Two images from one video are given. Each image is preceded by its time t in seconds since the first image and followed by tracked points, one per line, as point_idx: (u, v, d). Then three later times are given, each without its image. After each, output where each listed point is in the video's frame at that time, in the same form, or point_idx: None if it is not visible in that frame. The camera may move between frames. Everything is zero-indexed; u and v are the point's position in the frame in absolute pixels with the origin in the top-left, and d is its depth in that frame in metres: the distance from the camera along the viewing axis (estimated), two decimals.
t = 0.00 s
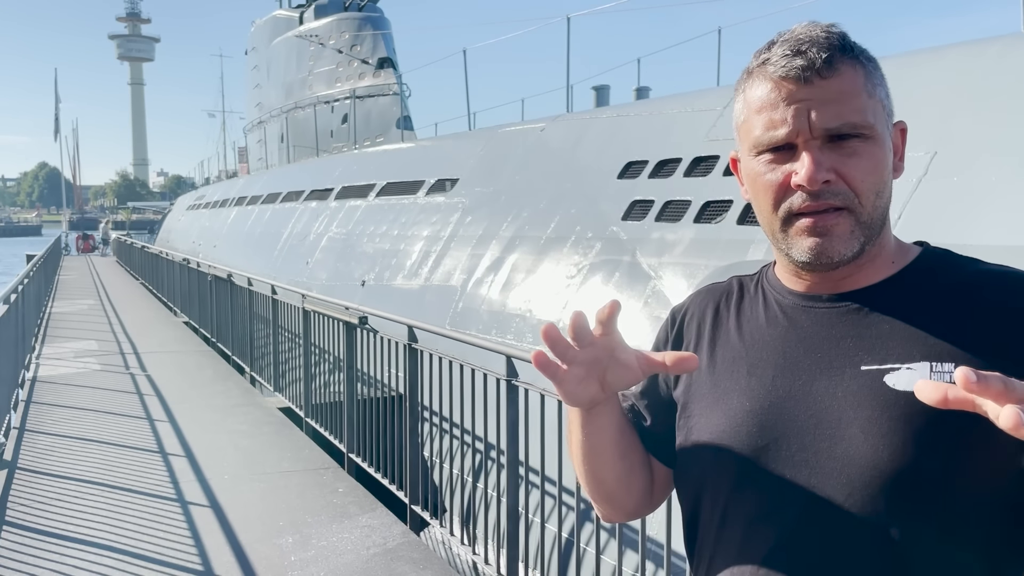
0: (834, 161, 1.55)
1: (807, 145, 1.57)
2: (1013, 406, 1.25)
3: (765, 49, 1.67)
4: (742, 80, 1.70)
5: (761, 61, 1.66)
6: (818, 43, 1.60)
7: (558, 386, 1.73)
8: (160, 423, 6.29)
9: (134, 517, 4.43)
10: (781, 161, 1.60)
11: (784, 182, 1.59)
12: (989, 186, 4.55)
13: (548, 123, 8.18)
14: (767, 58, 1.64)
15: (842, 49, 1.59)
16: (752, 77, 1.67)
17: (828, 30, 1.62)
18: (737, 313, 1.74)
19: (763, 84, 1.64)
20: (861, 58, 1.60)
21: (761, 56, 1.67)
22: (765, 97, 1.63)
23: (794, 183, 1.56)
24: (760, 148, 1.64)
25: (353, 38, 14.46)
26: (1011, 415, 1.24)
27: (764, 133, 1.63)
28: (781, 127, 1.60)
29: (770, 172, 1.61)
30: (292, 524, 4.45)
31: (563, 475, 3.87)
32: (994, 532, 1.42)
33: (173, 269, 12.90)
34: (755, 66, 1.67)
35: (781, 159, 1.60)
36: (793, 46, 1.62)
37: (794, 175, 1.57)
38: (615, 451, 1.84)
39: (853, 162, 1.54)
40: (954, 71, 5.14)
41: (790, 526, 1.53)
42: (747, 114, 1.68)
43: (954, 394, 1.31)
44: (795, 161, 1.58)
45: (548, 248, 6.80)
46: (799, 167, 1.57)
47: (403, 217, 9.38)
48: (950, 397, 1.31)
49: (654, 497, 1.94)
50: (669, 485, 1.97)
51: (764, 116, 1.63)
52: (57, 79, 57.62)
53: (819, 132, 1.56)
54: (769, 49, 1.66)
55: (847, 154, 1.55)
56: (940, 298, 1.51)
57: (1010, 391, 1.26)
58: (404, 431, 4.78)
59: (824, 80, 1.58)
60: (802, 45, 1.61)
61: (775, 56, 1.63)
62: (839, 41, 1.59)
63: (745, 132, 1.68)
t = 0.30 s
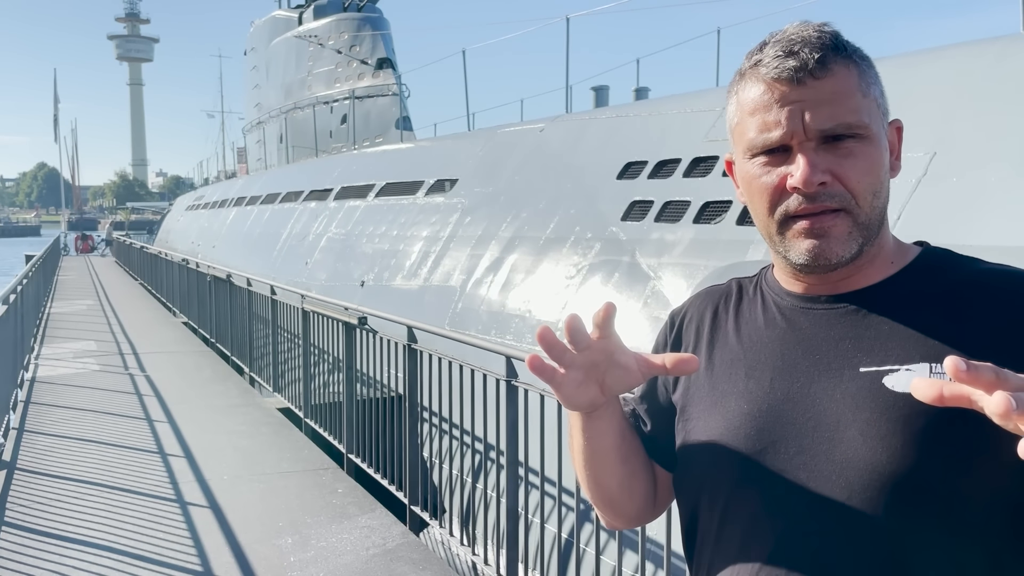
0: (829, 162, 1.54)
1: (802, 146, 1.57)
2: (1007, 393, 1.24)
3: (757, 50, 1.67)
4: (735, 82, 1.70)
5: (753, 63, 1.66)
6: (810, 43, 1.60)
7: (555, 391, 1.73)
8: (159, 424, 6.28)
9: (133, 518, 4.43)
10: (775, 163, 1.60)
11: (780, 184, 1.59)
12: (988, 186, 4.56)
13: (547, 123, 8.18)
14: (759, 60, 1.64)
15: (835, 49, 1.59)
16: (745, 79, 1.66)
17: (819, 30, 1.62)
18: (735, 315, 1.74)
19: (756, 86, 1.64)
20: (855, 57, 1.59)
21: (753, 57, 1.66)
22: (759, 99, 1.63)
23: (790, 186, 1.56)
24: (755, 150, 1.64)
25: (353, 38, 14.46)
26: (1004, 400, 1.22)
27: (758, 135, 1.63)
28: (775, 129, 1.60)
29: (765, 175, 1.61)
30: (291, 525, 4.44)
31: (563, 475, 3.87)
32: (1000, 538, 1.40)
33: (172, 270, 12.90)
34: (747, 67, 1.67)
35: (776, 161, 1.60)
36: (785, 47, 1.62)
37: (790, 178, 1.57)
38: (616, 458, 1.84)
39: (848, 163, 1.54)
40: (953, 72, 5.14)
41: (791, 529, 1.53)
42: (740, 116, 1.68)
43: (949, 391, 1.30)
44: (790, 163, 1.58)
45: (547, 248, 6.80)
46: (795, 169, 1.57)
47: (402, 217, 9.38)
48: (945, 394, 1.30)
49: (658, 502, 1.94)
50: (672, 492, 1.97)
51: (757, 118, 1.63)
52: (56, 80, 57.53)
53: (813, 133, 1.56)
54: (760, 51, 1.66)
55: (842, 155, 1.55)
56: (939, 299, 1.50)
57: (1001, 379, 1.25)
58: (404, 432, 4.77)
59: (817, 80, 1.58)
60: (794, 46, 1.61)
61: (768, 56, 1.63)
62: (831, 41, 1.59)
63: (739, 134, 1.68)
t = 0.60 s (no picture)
0: (821, 166, 1.55)
1: (793, 150, 1.57)
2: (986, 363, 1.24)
3: (746, 53, 1.68)
4: (725, 85, 1.71)
5: (743, 65, 1.66)
6: (799, 44, 1.60)
7: (551, 393, 1.72)
8: (159, 425, 6.28)
9: (132, 519, 4.43)
10: (766, 168, 1.61)
11: (772, 188, 1.59)
12: (987, 187, 4.56)
13: (546, 124, 8.18)
14: (748, 62, 1.65)
15: (825, 50, 1.59)
16: (734, 82, 1.67)
17: (808, 31, 1.62)
18: (728, 318, 1.75)
19: (746, 89, 1.64)
20: (846, 57, 1.59)
21: (742, 60, 1.67)
22: (749, 102, 1.64)
23: (782, 190, 1.57)
24: (746, 155, 1.64)
25: (352, 39, 14.47)
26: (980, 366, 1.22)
27: (749, 139, 1.63)
28: (765, 132, 1.60)
29: (757, 179, 1.62)
30: (291, 526, 4.44)
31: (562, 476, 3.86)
32: (998, 541, 1.40)
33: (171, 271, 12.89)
34: (736, 70, 1.67)
35: (767, 165, 1.61)
36: (774, 49, 1.62)
37: (782, 182, 1.57)
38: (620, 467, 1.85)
39: (841, 166, 1.54)
40: (952, 73, 5.14)
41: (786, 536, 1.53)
42: (731, 120, 1.68)
43: (935, 372, 1.28)
44: (782, 167, 1.58)
45: (546, 249, 6.80)
46: (787, 174, 1.57)
47: (402, 218, 9.39)
48: (932, 377, 1.28)
49: (659, 512, 1.95)
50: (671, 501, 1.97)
51: (748, 121, 1.63)
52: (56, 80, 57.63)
53: (805, 136, 1.56)
54: (749, 53, 1.66)
55: (834, 159, 1.55)
56: (934, 301, 1.50)
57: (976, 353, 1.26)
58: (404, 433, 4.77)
59: (807, 82, 1.58)
60: (783, 47, 1.61)
61: (756, 59, 1.64)
62: (821, 41, 1.59)
63: (730, 138, 1.68)
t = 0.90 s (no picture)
0: (809, 165, 1.54)
1: (780, 150, 1.56)
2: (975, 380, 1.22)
3: (731, 50, 1.67)
4: (709, 83, 1.70)
5: (727, 63, 1.66)
6: (785, 40, 1.60)
7: (544, 425, 1.70)
8: (157, 427, 6.26)
9: (131, 520, 4.42)
10: (752, 168, 1.60)
11: (758, 190, 1.58)
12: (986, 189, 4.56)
13: (545, 125, 8.18)
14: (732, 60, 1.64)
15: (811, 47, 1.58)
16: (719, 80, 1.66)
17: (794, 28, 1.61)
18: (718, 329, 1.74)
19: (731, 87, 1.63)
20: (833, 54, 1.58)
21: (727, 57, 1.66)
22: (734, 102, 1.63)
23: (769, 192, 1.56)
24: (731, 155, 1.63)
25: (351, 40, 14.46)
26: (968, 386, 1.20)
27: (734, 139, 1.62)
28: (751, 132, 1.59)
29: (743, 180, 1.61)
30: (289, 527, 4.43)
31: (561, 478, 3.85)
32: (1000, 549, 1.38)
33: (170, 272, 12.87)
34: (720, 68, 1.66)
35: (754, 166, 1.60)
36: (759, 46, 1.62)
37: (769, 183, 1.56)
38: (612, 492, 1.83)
39: (830, 165, 1.53)
40: (951, 74, 5.14)
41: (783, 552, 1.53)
42: (716, 120, 1.67)
43: (925, 386, 1.24)
44: (769, 168, 1.57)
45: (545, 250, 6.79)
46: (775, 174, 1.56)
47: (400, 219, 9.37)
48: (920, 389, 1.24)
49: (656, 532, 1.94)
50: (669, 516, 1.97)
51: (733, 121, 1.63)
52: (54, 81, 57.44)
53: (792, 135, 1.55)
54: (734, 50, 1.66)
55: (823, 158, 1.54)
56: (928, 306, 1.49)
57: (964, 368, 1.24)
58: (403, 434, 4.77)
59: (793, 79, 1.57)
60: (768, 44, 1.61)
61: (741, 56, 1.63)
62: (807, 38, 1.58)
63: (715, 139, 1.67)
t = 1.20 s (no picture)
0: (797, 174, 1.52)
1: (765, 160, 1.54)
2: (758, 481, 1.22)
3: (710, 54, 1.64)
4: (689, 88, 1.67)
5: (706, 68, 1.62)
6: (765, 43, 1.56)
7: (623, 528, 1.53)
8: (156, 428, 6.26)
9: (130, 522, 4.41)
10: (737, 180, 1.58)
11: (745, 203, 1.56)
12: (985, 191, 4.56)
13: (544, 127, 8.19)
14: (712, 66, 1.61)
15: (794, 48, 1.55)
16: (698, 86, 1.63)
17: (776, 28, 1.58)
18: (711, 347, 1.69)
19: (712, 93, 1.60)
20: (816, 54, 1.55)
21: (705, 62, 1.63)
22: (716, 109, 1.59)
23: (756, 205, 1.54)
24: (715, 166, 1.61)
25: (351, 41, 14.43)
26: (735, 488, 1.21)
27: (717, 149, 1.60)
28: (734, 142, 1.57)
29: (729, 192, 1.59)
30: (288, 529, 4.43)
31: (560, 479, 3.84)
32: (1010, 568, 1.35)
33: (169, 273, 12.87)
34: (700, 73, 1.63)
35: (738, 177, 1.58)
36: (739, 50, 1.59)
37: (756, 196, 1.55)
38: (631, 567, 1.57)
39: (818, 174, 1.51)
40: (950, 76, 5.15)
41: None
42: (697, 128, 1.64)
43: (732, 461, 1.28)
44: (755, 180, 1.55)
45: (545, 251, 6.80)
46: (762, 186, 1.54)
47: (400, 221, 9.37)
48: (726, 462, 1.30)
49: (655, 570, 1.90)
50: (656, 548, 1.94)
51: (716, 131, 1.60)
52: (52, 81, 57.36)
53: (777, 144, 1.53)
54: (714, 55, 1.63)
55: (810, 166, 1.52)
56: (924, 317, 1.46)
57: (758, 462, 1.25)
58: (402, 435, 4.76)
59: (776, 84, 1.54)
60: (748, 47, 1.58)
61: (720, 61, 1.60)
62: (789, 40, 1.55)
63: (697, 148, 1.65)
